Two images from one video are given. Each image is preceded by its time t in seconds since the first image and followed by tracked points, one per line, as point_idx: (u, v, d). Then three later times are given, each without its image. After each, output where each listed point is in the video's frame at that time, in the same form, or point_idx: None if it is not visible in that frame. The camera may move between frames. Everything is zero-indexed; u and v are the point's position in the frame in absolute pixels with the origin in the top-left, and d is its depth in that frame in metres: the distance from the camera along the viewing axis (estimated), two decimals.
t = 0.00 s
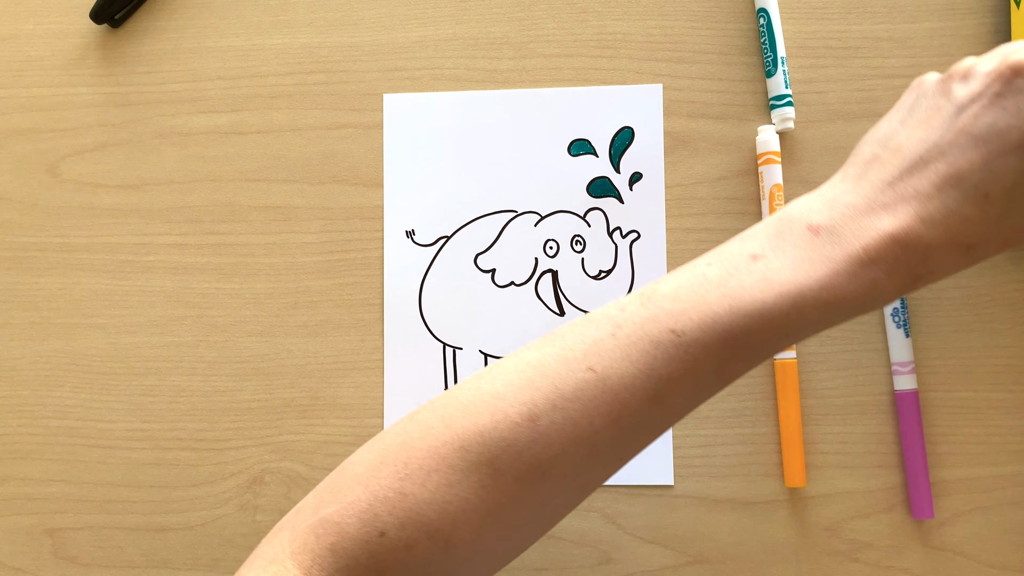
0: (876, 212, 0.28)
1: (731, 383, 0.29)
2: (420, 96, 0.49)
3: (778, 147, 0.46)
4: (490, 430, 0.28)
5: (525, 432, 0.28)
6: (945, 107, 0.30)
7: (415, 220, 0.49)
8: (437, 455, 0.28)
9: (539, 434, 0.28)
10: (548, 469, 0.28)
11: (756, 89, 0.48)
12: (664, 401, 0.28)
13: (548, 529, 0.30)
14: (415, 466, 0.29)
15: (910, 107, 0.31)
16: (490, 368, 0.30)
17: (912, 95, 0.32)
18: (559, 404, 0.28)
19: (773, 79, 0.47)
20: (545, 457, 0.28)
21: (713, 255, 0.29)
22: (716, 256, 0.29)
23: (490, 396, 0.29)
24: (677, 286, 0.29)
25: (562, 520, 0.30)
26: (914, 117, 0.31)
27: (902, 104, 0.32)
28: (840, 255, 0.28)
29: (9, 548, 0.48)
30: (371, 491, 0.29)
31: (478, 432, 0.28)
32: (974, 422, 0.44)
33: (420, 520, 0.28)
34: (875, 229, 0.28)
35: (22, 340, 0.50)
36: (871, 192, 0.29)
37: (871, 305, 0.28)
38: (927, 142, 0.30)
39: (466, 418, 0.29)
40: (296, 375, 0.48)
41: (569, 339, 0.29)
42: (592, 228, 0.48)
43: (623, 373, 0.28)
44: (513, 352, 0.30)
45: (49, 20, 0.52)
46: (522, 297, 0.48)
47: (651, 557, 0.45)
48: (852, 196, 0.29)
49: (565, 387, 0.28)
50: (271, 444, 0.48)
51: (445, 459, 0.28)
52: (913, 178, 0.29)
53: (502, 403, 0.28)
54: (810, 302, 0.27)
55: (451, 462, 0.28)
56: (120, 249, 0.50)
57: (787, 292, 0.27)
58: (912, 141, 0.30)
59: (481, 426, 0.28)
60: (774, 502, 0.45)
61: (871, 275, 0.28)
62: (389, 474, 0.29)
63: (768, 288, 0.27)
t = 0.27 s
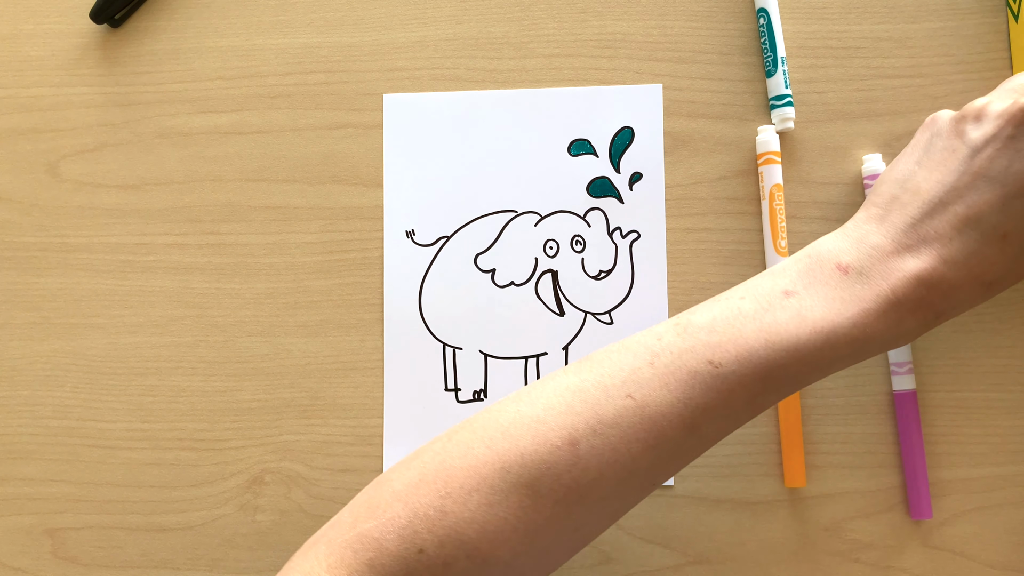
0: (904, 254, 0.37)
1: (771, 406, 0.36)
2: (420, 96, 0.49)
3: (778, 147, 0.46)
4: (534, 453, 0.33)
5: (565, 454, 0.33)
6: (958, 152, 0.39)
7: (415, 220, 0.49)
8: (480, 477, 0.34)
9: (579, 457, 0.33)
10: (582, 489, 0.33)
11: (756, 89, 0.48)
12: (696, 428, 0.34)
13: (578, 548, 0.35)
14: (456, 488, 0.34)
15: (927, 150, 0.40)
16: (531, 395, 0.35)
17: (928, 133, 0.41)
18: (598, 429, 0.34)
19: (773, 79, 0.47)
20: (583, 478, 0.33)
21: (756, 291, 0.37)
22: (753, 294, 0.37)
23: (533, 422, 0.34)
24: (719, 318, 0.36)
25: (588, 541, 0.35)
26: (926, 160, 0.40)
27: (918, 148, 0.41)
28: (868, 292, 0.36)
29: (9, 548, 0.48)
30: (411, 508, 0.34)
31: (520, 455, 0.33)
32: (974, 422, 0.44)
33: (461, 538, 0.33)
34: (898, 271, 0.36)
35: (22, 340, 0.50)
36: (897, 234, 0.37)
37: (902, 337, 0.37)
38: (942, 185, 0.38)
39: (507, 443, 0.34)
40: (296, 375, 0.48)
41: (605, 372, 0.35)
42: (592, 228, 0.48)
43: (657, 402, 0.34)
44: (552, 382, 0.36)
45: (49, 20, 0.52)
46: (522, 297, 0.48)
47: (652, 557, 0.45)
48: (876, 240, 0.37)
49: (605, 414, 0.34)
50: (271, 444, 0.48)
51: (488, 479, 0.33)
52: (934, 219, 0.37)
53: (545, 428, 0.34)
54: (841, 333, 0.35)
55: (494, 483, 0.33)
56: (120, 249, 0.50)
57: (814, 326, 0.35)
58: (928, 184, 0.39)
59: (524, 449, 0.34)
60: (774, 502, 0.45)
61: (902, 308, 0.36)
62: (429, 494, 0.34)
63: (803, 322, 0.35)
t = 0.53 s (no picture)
0: (913, 272, 0.37)
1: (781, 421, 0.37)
2: (420, 96, 0.49)
3: (778, 147, 0.46)
4: (551, 471, 0.34)
5: (583, 473, 0.34)
6: (964, 166, 0.39)
7: (415, 220, 0.49)
8: (497, 495, 0.34)
9: (596, 475, 0.34)
10: (600, 507, 0.34)
11: (756, 89, 0.48)
12: (711, 444, 0.35)
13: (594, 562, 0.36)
14: (473, 506, 0.34)
15: (932, 161, 0.40)
16: (546, 412, 0.36)
17: (932, 142, 0.41)
18: (615, 447, 0.35)
19: (773, 79, 0.47)
20: (600, 495, 0.34)
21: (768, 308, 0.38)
22: (764, 310, 0.37)
23: (549, 440, 0.35)
24: (731, 336, 0.37)
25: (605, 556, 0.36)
26: (931, 172, 0.40)
27: (921, 157, 0.41)
28: (878, 311, 0.37)
29: (9, 548, 0.48)
30: (428, 526, 0.35)
31: (537, 474, 0.34)
32: (974, 422, 0.44)
33: (478, 555, 0.34)
34: (907, 289, 0.37)
35: (22, 340, 0.50)
36: (907, 251, 0.38)
37: (907, 353, 0.38)
38: (949, 201, 0.38)
39: (524, 460, 0.35)
40: (296, 375, 0.48)
41: (619, 389, 0.36)
42: (592, 228, 0.48)
43: (672, 420, 0.35)
44: (566, 398, 0.37)
45: (49, 20, 0.52)
46: (522, 297, 0.48)
47: (652, 557, 0.45)
48: (886, 256, 0.38)
49: (621, 432, 0.35)
50: (271, 444, 0.48)
51: (505, 497, 0.34)
52: (941, 235, 0.38)
53: (562, 446, 0.35)
54: (852, 352, 0.36)
55: (511, 502, 0.34)
56: (120, 249, 0.50)
57: (826, 345, 0.36)
58: (935, 199, 0.39)
59: (541, 467, 0.34)
60: (774, 502, 0.45)
61: (909, 326, 0.37)
62: (447, 512, 0.35)
63: (816, 342, 0.36)
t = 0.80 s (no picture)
0: (914, 286, 0.37)
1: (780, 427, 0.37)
2: (420, 96, 0.49)
3: (778, 147, 0.46)
4: (552, 477, 0.34)
5: (584, 479, 0.34)
6: (970, 182, 0.39)
7: (415, 220, 0.49)
8: (497, 500, 0.34)
9: (597, 482, 0.34)
10: (600, 513, 0.34)
11: (756, 89, 0.48)
12: (711, 452, 0.36)
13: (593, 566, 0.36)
14: (473, 510, 0.34)
15: (938, 173, 0.40)
16: (548, 418, 0.36)
17: (939, 152, 0.40)
18: (616, 454, 0.35)
19: (773, 79, 0.47)
20: (601, 502, 0.34)
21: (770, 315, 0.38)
22: (766, 317, 0.37)
23: (550, 446, 0.35)
24: (733, 345, 0.37)
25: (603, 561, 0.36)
26: (938, 185, 0.39)
27: (927, 167, 0.40)
28: (878, 323, 0.37)
29: (9, 548, 0.48)
30: (428, 529, 0.35)
31: (538, 480, 0.34)
32: (974, 422, 0.44)
33: (477, 558, 0.34)
34: (908, 303, 0.37)
35: (22, 340, 0.50)
36: (910, 264, 0.38)
37: (902, 363, 0.38)
38: (953, 217, 0.38)
39: (525, 466, 0.35)
40: (296, 375, 0.48)
41: (622, 396, 0.36)
42: (592, 228, 0.48)
43: (674, 428, 0.35)
44: (568, 404, 0.37)
45: (49, 20, 0.52)
46: (522, 297, 0.48)
47: (652, 557, 0.45)
48: (888, 267, 0.38)
49: (623, 439, 0.35)
50: (271, 444, 0.48)
51: (505, 502, 0.34)
52: (943, 252, 0.38)
53: (564, 453, 0.35)
54: (853, 361, 0.37)
55: (511, 507, 0.34)
56: (120, 249, 0.50)
57: (826, 356, 0.36)
58: (939, 214, 0.38)
59: (542, 472, 0.34)
60: (774, 502, 0.45)
61: (907, 341, 0.37)
62: (447, 515, 0.35)
63: (817, 352, 0.36)
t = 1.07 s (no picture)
0: (900, 279, 0.37)
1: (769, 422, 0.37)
2: (420, 96, 0.49)
3: (778, 147, 0.46)
4: (538, 472, 0.34)
5: (571, 475, 0.34)
6: (956, 174, 0.39)
7: (415, 220, 0.49)
8: (483, 495, 0.34)
9: (584, 477, 0.34)
10: (587, 508, 0.34)
11: (756, 89, 0.48)
12: (698, 446, 0.36)
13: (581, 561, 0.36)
14: (459, 506, 0.34)
15: (924, 168, 0.40)
16: (535, 414, 0.36)
17: (925, 147, 0.41)
18: (602, 449, 0.35)
19: (773, 79, 0.47)
20: (587, 497, 0.34)
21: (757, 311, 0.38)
22: (753, 313, 0.37)
23: (537, 441, 0.35)
24: (719, 340, 0.37)
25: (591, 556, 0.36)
26: (924, 178, 0.39)
27: (914, 161, 0.40)
28: (865, 317, 0.37)
29: (9, 548, 0.48)
30: (414, 525, 0.35)
31: (525, 475, 0.34)
32: (974, 422, 0.44)
33: (463, 553, 0.34)
34: (894, 295, 0.37)
35: (22, 340, 0.50)
36: (896, 257, 0.38)
37: (891, 358, 0.38)
38: (939, 209, 0.38)
39: (511, 462, 0.35)
40: (296, 375, 0.48)
41: (609, 391, 0.36)
42: (592, 228, 0.48)
43: (660, 422, 0.35)
44: (555, 400, 0.37)
45: (49, 20, 0.52)
46: (522, 297, 0.48)
47: (652, 557, 0.45)
48: (874, 262, 0.38)
49: (609, 434, 0.35)
50: (271, 444, 0.48)
51: (491, 498, 0.34)
52: (930, 244, 0.38)
53: (550, 448, 0.35)
54: (840, 356, 0.37)
55: (497, 502, 0.34)
56: (120, 249, 0.50)
57: (813, 351, 0.36)
58: (925, 206, 0.38)
59: (528, 468, 0.34)
60: (774, 502, 0.45)
61: (894, 333, 0.37)
62: (433, 512, 0.35)
63: (802, 346, 0.36)
